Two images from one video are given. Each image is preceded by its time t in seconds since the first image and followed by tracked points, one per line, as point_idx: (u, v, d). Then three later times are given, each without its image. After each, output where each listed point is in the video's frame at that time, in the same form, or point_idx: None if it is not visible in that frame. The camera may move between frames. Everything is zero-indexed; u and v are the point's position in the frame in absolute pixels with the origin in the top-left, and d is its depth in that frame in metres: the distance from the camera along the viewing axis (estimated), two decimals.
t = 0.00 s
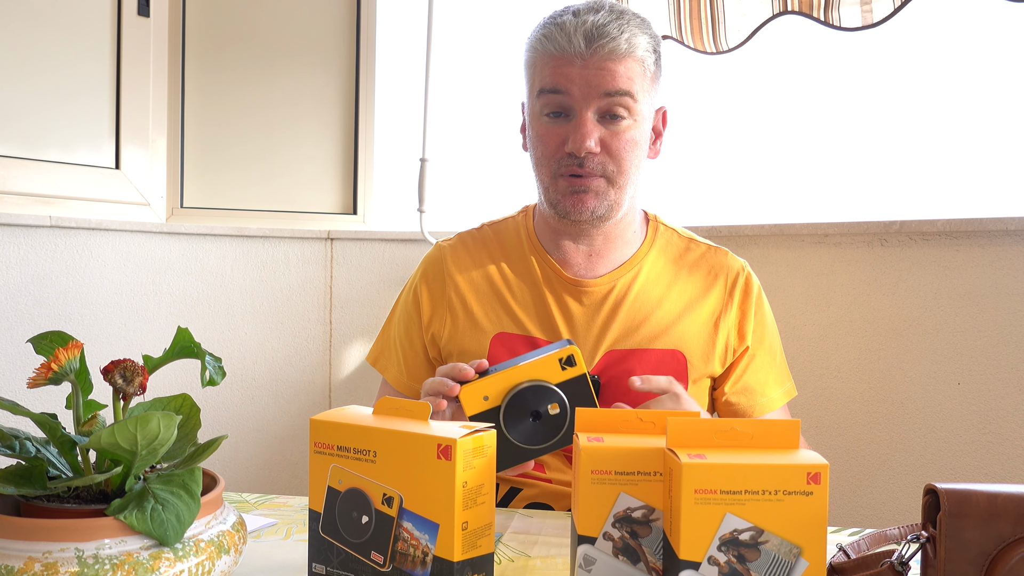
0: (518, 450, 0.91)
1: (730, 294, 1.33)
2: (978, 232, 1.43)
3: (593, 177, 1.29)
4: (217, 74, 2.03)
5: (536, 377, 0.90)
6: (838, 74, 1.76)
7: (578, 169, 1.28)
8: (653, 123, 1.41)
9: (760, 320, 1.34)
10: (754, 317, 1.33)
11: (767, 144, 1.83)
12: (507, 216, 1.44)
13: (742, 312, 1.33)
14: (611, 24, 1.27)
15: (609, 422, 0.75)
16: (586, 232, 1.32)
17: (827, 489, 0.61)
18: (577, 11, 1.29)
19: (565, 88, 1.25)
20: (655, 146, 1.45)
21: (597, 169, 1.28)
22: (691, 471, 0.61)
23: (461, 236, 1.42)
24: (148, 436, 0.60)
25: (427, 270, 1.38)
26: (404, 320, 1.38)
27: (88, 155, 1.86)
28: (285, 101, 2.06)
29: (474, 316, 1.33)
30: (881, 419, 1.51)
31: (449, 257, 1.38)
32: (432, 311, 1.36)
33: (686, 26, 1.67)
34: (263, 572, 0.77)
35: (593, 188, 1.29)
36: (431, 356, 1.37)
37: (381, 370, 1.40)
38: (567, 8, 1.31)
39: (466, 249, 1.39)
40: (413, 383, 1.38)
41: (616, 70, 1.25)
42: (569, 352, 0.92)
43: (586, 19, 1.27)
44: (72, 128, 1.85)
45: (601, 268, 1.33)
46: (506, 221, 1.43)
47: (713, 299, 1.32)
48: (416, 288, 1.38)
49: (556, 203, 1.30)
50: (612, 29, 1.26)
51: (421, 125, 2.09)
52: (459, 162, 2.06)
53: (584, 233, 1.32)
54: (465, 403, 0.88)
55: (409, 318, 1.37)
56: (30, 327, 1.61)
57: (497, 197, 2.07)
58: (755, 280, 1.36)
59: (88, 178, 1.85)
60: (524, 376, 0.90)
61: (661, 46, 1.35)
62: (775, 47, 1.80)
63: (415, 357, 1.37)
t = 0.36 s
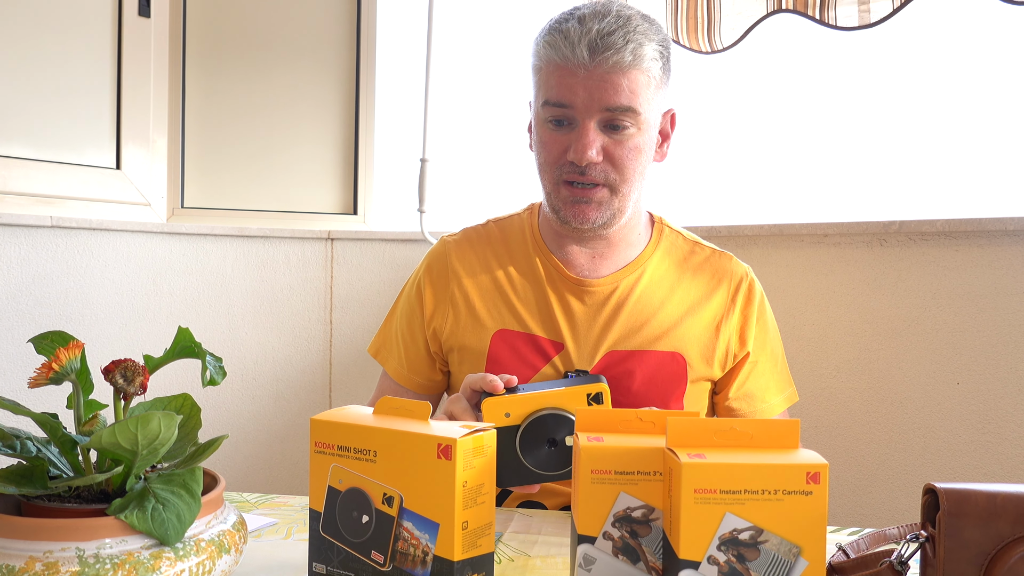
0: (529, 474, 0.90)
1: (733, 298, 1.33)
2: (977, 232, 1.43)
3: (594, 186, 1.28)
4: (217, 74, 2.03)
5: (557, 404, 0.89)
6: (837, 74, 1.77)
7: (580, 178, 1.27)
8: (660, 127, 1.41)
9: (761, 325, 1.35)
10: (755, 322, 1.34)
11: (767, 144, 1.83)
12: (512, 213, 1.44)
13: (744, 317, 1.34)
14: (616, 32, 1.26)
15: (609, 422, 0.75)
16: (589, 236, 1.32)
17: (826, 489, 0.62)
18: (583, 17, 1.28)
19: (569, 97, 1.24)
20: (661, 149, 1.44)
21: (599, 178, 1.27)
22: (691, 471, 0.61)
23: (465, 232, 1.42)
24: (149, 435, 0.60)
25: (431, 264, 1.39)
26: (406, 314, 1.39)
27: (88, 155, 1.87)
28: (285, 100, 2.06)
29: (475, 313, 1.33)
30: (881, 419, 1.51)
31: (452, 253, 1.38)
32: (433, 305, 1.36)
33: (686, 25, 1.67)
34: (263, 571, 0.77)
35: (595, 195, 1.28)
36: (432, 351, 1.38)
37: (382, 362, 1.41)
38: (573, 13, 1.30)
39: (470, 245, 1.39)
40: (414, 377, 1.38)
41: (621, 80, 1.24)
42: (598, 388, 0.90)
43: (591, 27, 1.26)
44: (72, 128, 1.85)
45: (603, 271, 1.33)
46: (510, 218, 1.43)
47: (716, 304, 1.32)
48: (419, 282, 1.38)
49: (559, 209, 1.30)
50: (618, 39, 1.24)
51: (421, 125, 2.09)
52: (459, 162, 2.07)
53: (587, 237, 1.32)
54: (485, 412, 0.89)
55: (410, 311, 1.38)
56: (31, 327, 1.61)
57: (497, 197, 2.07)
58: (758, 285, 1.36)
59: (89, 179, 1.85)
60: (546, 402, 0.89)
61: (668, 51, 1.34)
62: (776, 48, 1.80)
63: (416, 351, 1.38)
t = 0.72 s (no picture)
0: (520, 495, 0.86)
1: (729, 290, 1.33)
2: (976, 232, 1.43)
3: (587, 185, 1.28)
4: (218, 74, 2.03)
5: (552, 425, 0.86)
6: (838, 75, 1.77)
7: (572, 176, 1.27)
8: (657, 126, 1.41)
9: (758, 317, 1.35)
10: (752, 314, 1.34)
11: (765, 144, 1.84)
12: (512, 213, 1.44)
13: (741, 309, 1.34)
14: (609, 33, 1.26)
15: (608, 421, 0.75)
16: (584, 234, 1.32)
17: (825, 489, 0.62)
18: (577, 18, 1.28)
19: (561, 97, 1.24)
20: (657, 149, 1.44)
21: (591, 176, 1.26)
22: (690, 470, 0.61)
23: (466, 232, 1.42)
24: (150, 435, 0.60)
25: (432, 264, 1.39)
26: (407, 313, 1.39)
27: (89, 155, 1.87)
28: (285, 101, 2.06)
29: (477, 311, 1.33)
30: (880, 419, 1.52)
31: (454, 252, 1.38)
32: (435, 304, 1.36)
33: (692, 26, 1.67)
34: (264, 570, 0.77)
35: (587, 193, 1.28)
36: (433, 349, 1.37)
37: (383, 362, 1.40)
38: (567, 14, 1.30)
39: (471, 245, 1.39)
40: (415, 375, 1.38)
41: (612, 80, 1.24)
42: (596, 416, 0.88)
43: (584, 27, 1.26)
44: (73, 128, 1.85)
45: (600, 269, 1.33)
46: (511, 218, 1.43)
47: (713, 297, 1.32)
48: (421, 281, 1.38)
49: (553, 207, 1.29)
50: (610, 39, 1.25)
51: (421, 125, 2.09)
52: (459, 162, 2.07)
53: (583, 234, 1.32)
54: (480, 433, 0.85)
55: (412, 310, 1.38)
56: (32, 327, 1.61)
57: (497, 197, 2.07)
58: (755, 278, 1.36)
59: (90, 179, 1.85)
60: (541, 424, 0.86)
61: (663, 51, 1.34)
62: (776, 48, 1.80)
63: (418, 349, 1.38)
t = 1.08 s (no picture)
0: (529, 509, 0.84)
1: (727, 287, 1.33)
2: (975, 232, 1.43)
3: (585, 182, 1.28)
4: (219, 75, 2.04)
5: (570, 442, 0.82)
6: (833, 74, 1.78)
7: (571, 173, 1.27)
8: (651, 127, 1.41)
9: (756, 313, 1.35)
10: (750, 310, 1.34)
11: (764, 145, 1.84)
12: (514, 217, 1.44)
13: (739, 304, 1.33)
14: (602, 35, 1.28)
15: (608, 421, 0.75)
16: (584, 232, 1.32)
17: (824, 488, 0.62)
18: (571, 22, 1.30)
19: (558, 98, 1.25)
20: (653, 149, 1.44)
21: (589, 174, 1.26)
22: (689, 470, 0.62)
23: (469, 234, 1.42)
24: (151, 435, 0.60)
25: (437, 264, 1.39)
26: (415, 315, 1.39)
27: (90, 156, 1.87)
28: (285, 102, 2.07)
29: (482, 310, 1.33)
30: (880, 419, 1.52)
31: (458, 253, 1.38)
32: (443, 304, 1.36)
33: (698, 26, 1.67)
34: (264, 570, 0.78)
35: (586, 191, 1.28)
36: (443, 348, 1.38)
37: (396, 366, 1.40)
38: (561, 20, 1.32)
39: (474, 246, 1.39)
40: (429, 376, 1.38)
41: (607, 79, 1.25)
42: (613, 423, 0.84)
43: (578, 31, 1.28)
44: (74, 128, 1.85)
45: (599, 267, 1.34)
46: (513, 221, 1.43)
47: (711, 293, 1.32)
48: (427, 282, 1.38)
49: (552, 206, 1.30)
50: (603, 41, 1.27)
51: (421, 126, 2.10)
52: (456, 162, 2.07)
53: (582, 233, 1.32)
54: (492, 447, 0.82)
55: (420, 311, 1.38)
56: (33, 327, 1.62)
57: (497, 197, 2.07)
58: (751, 275, 1.36)
59: (91, 179, 1.86)
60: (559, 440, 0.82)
61: (656, 54, 1.35)
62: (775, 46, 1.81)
63: (428, 350, 1.38)
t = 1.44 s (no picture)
0: (529, 518, 0.86)
1: (725, 289, 1.33)
2: (974, 233, 1.44)
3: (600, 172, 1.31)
4: (219, 75, 2.04)
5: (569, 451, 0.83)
6: (832, 75, 1.78)
7: (588, 162, 1.30)
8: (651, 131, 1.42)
9: (753, 316, 1.35)
10: (748, 312, 1.34)
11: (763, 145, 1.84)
12: (514, 220, 1.45)
13: (737, 307, 1.34)
14: (621, 30, 1.33)
15: (608, 421, 0.76)
16: (593, 227, 1.33)
17: (824, 487, 0.62)
18: (590, 19, 1.35)
19: (578, 86, 1.29)
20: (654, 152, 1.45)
21: (607, 161, 1.30)
22: (690, 469, 0.62)
23: (471, 236, 1.43)
24: (152, 434, 0.60)
25: (439, 265, 1.39)
26: (418, 315, 1.39)
27: (91, 156, 1.88)
28: (285, 102, 2.07)
29: (483, 310, 1.33)
30: (879, 418, 1.52)
31: (459, 254, 1.39)
32: (445, 304, 1.36)
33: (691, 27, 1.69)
34: (265, 569, 0.78)
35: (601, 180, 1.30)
36: (444, 348, 1.38)
37: (399, 366, 1.41)
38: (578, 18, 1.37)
39: (476, 247, 1.40)
40: (432, 375, 1.38)
41: (626, 71, 1.30)
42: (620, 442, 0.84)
43: (599, 25, 1.33)
44: (75, 129, 1.85)
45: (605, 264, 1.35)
46: (515, 224, 1.44)
47: (708, 295, 1.33)
48: (429, 281, 1.39)
49: (566, 196, 1.32)
50: (623, 35, 1.32)
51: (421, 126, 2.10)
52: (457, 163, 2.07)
53: (591, 228, 1.34)
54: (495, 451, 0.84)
55: (422, 311, 1.38)
56: (34, 327, 1.62)
57: (497, 197, 2.07)
58: (749, 279, 1.36)
59: (92, 179, 1.86)
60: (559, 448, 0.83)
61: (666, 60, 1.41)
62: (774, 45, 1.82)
63: (431, 349, 1.38)
